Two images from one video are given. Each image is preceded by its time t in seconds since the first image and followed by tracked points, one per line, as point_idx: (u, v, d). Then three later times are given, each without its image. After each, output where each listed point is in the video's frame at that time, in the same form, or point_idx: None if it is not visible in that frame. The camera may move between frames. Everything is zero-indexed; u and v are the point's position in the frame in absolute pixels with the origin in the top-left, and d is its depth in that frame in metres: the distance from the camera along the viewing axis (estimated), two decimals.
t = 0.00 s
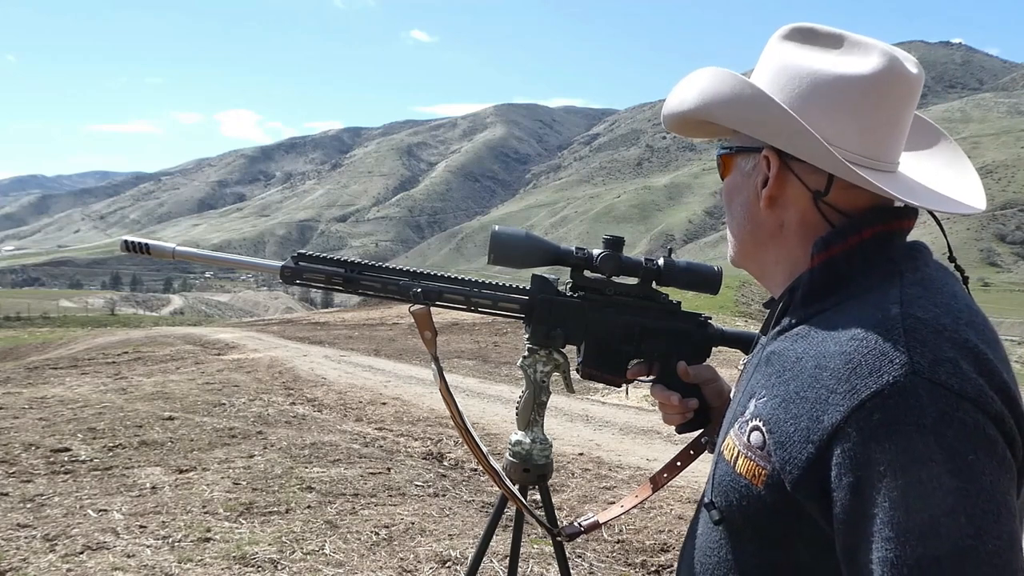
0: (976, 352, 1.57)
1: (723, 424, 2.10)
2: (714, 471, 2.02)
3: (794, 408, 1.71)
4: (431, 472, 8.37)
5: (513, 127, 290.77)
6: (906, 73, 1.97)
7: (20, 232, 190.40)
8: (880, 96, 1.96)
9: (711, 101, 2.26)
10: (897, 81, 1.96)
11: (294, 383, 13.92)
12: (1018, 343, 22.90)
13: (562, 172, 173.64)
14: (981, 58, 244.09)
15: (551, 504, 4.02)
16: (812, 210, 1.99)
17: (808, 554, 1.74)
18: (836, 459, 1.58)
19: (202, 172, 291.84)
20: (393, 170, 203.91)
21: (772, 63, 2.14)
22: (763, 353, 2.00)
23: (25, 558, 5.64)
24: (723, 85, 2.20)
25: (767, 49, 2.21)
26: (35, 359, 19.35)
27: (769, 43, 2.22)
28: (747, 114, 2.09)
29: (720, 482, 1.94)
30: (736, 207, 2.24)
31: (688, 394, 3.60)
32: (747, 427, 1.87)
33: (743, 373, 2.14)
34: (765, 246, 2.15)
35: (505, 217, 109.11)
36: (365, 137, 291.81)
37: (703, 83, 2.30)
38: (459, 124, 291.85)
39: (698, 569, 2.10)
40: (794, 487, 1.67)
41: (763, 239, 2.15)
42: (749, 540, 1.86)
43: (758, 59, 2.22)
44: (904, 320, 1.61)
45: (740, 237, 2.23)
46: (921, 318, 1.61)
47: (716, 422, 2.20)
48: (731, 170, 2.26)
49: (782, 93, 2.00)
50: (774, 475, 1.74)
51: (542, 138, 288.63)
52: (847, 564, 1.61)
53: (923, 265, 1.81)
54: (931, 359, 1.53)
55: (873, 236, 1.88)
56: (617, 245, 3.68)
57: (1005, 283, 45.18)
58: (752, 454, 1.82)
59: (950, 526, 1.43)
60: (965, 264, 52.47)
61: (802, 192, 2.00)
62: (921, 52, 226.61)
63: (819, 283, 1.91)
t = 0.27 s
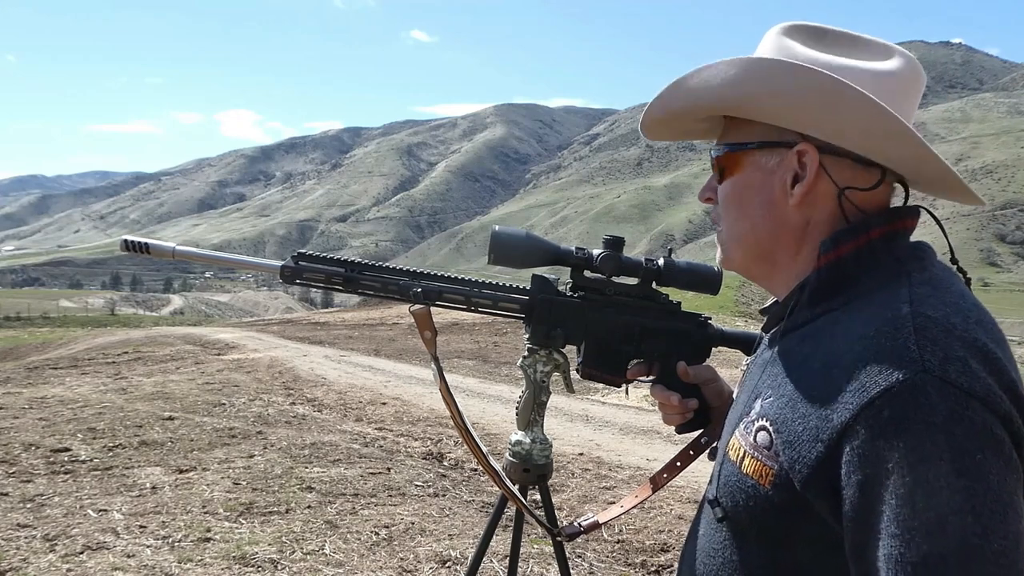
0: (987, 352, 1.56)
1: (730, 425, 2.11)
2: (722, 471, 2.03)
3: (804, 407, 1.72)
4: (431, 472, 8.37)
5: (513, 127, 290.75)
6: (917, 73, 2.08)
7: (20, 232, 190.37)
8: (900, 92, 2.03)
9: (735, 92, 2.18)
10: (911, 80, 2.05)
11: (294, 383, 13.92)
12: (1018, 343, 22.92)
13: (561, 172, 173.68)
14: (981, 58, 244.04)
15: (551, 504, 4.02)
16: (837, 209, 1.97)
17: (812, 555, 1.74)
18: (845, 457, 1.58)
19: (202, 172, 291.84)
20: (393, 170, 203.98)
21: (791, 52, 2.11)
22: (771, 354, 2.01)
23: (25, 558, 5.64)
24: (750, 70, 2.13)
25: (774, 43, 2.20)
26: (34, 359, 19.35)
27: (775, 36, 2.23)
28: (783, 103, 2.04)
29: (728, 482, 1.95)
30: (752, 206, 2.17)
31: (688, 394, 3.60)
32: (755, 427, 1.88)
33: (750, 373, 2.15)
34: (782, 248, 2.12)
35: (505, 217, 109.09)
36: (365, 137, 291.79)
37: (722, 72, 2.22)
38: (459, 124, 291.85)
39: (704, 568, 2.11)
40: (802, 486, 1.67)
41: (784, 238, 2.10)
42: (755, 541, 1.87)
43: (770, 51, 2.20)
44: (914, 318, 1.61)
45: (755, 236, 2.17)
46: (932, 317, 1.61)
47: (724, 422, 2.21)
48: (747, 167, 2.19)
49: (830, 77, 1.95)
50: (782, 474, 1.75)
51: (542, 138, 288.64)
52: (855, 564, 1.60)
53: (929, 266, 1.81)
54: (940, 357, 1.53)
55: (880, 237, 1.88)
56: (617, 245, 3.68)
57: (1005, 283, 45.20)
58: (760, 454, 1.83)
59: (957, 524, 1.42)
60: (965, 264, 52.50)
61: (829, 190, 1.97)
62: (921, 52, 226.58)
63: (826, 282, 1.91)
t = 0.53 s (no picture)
0: (1001, 348, 1.57)
1: (732, 417, 2.12)
2: (724, 463, 2.03)
3: (812, 399, 1.72)
4: (431, 472, 8.37)
5: (513, 127, 290.73)
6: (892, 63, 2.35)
7: (20, 232, 190.39)
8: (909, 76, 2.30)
9: (829, 64, 2.01)
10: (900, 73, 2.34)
11: (294, 383, 13.92)
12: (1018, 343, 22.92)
13: (562, 172, 173.71)
14: (981, 58, 244.11)
15: (551, 504, 4.01)
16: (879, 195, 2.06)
17: (814, 550, 1.74)
18: (856, 449, 1.57)
19: (202, 172, 291.84)
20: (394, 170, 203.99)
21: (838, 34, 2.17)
22: (777, 347, 2.01)
23: (25, 558, 5.64)
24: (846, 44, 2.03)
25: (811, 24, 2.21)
26: (34, 359, 19.35)
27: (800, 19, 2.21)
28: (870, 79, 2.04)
29: (731, 476, 1.94)
30: (819, 194, 2.03)
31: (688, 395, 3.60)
32: (760, 419, 1.88)
33: (752, 366, 2.16)
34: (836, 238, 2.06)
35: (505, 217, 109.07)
36: (365, 137, 291.79)
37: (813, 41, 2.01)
38: (459, 124, 291.83)
39: (704, 566, 2.11)
40: (810, 477, 1.66)
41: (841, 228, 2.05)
42: (758, 535, 1.86)
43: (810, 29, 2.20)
44: (931, 312, 1.61)
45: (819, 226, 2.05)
46: (947, 311, 1.61)
47: (725, 415, 2.22)
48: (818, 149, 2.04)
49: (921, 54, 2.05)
50: (787, 466, 1.74)
51: (542, 138, 288.61)
52: (859, 557, 1.60)
53: (935, 262, 1.84)
54: (956, 351, 1.52)
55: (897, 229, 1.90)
56: (618, 245, 3.68)
57: (1005, 283, 45.21)
58: (765, 446, 1.82)
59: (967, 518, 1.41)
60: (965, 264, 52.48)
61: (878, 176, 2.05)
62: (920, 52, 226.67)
63: (836, 277, 1.94)
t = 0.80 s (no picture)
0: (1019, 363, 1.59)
1: (732, 419, 2.11)
2: (726, 464, 2.02)
3: (826, 405, 1.72)
4: (431, 472, 8.37)
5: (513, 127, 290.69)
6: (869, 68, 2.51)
7: (20, 232, 190.42)
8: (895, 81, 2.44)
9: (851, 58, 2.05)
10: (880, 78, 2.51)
11: (294, 383, 13.92)
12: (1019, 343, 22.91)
13: (562, 172, 173.77)
14: (981, 59, 244.17)
15: (551, 504, 4.01)
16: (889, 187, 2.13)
17: (817, 557, 1.74)
18: (874, 458, 1.57)
19: (202, 172, 291.85)
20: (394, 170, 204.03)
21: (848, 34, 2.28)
22: (784, 349, 2.01)
23: (25, 558, 5.64)
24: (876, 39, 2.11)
25: (825, 21, 2.29)
26: (34, 359, 19.35)
27: (812, 15, 2.28)
28: (885, 76, 2.14)
29: (736, 478, 1.94)
30: (850, 195, 2.03)
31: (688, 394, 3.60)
32: (767, 422, 1.88)
33: (753, 367, 2.15)
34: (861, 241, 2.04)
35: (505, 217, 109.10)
36: (365, 137, 291.82)
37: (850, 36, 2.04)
38: (459, 124, 291.82)
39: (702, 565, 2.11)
40: (822, 483, 1.67)
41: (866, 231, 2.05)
42: (760, 538, 1.87)
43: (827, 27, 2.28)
44: (954, 324, 1.61)
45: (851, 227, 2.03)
46: (968, 323, 1.61)
47: (724, 415, 2.22)
48: (851, 148, 2.04)
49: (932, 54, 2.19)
50: (797, 471, 1.74)
51: (542, 138, 288.71)
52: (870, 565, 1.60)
53: (943, 271, 1.87)
54: (981, 364, 1.53)
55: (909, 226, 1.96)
56: (617, 245, 3.68)
57: (1005, 283, 45.16)
58: (773, 450, 1.83)
59: (990, 532, 1.42)
60: (965, 264, 52.41)
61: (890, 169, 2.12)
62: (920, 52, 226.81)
63: (849, 282, 1.92)
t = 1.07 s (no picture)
0: (1012, 368, 1.59)
1: (727, 422, 2.11)
2: (720, 468, 2.02)
3: (817, 410, 1.72)
4: (431, 472, 8.37)
5: (513, 127, 290.68)
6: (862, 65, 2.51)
7: (19, 232, 190.35)
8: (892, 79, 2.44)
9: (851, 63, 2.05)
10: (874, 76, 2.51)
11: (294, 383, 13.92)
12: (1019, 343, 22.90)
13: (562, 172, 173.82)
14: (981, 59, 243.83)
15: (551, 504, 4.01)
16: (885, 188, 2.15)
17: (810, 562, 1.75)
18: (865, 465, 1.57)
19: (202, 172, 291.85)
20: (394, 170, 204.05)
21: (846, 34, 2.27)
22: (779, 354, 2.00)
23: (25, 558, 5.64)
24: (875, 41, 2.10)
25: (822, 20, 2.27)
26: (34, 359, 19.35)
27: (809, 14, 2.26)
28: (883, 77, 2.13)
29: (730, 482, 1.94)
30: (848, 198, 2.03)
31: (689, 393, 3.60)
32: (760, 427, 1.89)
33: (749, 370, 2.15)
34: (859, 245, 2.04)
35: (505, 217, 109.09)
36: (365, 137, 291.81)
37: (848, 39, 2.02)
38: (459, 124, 291.83)
39: (700, 568, 2.11)
40: (814, 489, 1.67)
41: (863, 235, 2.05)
42: (755, 542, 1.86)
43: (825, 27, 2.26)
44: (948, 331, 1.61)
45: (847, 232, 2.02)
46: (962, 331, 1.61)
47: (719, 418, 2.21)
48: (849, 152, 2.04)
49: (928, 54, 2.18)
50: (790, 476, 1.75)
51: (542, 138, 288.72)
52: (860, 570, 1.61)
53: (937, 274, 1.86)
54: (974, 372, 1.53)
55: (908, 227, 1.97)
56: (616, 245, 3.67)
57: (1005, 283, 45.17)
58: (766, 455, 1.82)
59: (980, 541, 1.42)
60: (965, 264, 52.38)
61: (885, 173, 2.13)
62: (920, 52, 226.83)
63: (844, 287, 1.92)
